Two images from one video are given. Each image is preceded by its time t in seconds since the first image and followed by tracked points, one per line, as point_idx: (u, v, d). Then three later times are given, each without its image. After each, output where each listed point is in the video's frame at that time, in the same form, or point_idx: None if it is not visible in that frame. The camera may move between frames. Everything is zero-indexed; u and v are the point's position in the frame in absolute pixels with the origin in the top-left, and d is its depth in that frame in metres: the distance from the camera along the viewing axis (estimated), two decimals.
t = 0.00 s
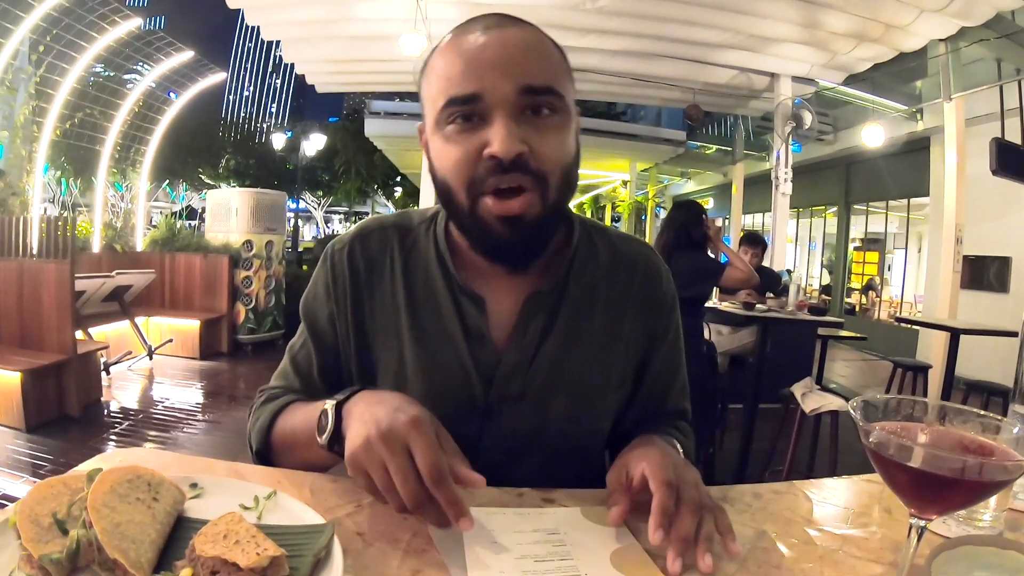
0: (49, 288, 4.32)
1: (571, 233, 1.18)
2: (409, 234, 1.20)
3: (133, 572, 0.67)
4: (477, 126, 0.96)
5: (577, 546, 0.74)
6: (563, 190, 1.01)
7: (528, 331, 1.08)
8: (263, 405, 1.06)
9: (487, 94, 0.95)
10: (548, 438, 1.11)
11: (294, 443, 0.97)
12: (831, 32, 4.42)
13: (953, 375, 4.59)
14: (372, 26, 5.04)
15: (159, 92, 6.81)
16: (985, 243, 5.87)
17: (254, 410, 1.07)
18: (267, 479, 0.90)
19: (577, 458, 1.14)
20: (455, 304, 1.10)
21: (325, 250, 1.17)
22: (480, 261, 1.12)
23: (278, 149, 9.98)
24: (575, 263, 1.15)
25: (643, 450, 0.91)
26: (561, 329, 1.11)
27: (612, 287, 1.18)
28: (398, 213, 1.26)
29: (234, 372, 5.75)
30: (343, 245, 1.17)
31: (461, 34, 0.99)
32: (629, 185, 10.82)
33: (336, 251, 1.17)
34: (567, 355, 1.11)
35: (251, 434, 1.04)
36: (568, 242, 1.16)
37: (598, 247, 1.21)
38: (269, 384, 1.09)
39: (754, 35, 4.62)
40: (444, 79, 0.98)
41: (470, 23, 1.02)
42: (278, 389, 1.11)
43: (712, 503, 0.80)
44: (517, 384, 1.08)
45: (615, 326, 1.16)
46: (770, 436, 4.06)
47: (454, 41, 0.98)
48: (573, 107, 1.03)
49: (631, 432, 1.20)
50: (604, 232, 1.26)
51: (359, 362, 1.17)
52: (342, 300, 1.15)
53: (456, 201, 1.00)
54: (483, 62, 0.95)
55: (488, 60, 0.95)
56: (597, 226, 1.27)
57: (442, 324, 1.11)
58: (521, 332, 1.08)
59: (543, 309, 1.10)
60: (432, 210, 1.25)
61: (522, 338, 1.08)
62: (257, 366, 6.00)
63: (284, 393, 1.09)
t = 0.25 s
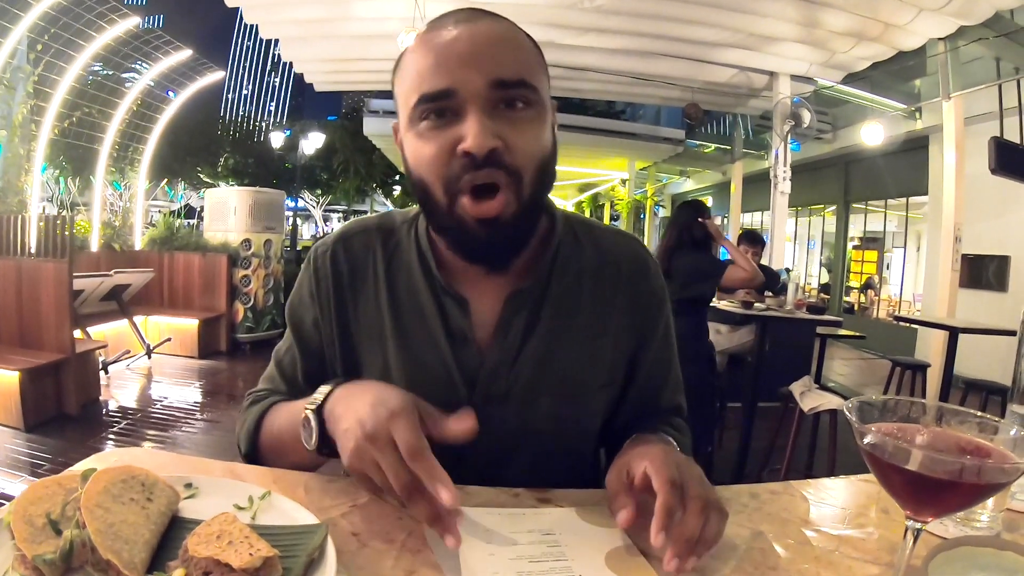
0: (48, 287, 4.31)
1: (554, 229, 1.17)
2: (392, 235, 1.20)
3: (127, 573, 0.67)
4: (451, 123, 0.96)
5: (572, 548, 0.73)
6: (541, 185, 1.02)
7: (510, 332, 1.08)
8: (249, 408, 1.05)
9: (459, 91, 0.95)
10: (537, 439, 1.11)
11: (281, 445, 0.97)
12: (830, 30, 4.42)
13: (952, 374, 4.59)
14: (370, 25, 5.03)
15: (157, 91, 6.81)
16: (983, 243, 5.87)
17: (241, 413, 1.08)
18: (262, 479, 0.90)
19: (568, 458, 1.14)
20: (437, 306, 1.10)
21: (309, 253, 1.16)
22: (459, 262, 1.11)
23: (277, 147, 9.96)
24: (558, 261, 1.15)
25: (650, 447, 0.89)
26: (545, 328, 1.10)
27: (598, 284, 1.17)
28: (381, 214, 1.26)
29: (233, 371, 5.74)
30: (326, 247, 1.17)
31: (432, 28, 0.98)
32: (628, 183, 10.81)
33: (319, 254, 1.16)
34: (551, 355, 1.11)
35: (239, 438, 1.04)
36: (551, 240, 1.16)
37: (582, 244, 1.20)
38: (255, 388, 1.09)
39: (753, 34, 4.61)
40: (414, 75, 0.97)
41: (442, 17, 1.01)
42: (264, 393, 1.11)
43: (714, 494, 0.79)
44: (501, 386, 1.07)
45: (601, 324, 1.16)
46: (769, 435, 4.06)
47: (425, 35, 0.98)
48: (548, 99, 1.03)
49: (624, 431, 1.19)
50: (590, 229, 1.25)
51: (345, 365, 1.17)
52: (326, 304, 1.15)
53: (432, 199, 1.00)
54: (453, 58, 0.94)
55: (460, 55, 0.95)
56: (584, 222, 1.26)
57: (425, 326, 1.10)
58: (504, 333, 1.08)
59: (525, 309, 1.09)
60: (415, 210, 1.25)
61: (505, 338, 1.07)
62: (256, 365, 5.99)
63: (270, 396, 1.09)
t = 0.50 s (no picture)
0: (40, 287, 4.27)
1: (536, 223, 1.16)
2: (371, 234, 1.18)
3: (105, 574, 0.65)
4: (429, 123, 0.95)
5: (557, 548, 0.72)
6: (520, 188, 1.01)
7: (490, 331, 1.07)
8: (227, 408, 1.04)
9: (439, 91, 0.93)
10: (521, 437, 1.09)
11: (259, 445, 0.96)
12: (824, 26, 4.40)
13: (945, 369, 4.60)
14: (363, 22, 5.00)
15: (150, 89, 6.69)
16: (976, 238, 5.89)
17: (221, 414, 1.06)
18: (244, 479, 0.88)
19: (553, 457, 1.12)
20: (416, 304, 1.08)
21: (289, 255, 1.15)
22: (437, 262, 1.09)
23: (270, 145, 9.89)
24: (539, 258, 1.14)
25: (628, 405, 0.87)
26: (524, 328, 1.09)
27: (579, 280, 1.16)
28: (361, 212, 1.24)
29: (226, 369, 5.71)
30: (304, 249, 1.15)
31: (416, 21, 0.96)
32: (622, 180, 10.80)
33: (299, 255, 1.15)
34: (531, 355, 1.09)
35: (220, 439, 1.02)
36: (533, 235, 1.15)
37: (564, 240, 1.19)
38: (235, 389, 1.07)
39: (747, 30, 4.60)
40: (394, 70, 0.95)
41: (427, 8, 0.99)
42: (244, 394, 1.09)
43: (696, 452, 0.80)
44: (481, 385, 1.06)
45: (584, 321, 1.15)
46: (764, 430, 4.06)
47: (408, 28, 0.95)
48: (532, 100, 1.01)
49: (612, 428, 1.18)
50: (572, 223, 1.24)
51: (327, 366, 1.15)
52: (306, 306, 1.13)
53: (405, 198, 1.00)
54: (434, 56, 0.92)
55: (441, 55, 0.93)
56: (566, 217, 1.25)
57: (404, 325, 1.09)
58: (484, 331, 1.07)
59: (505, 307, 1.08)
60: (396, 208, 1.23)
61: (485, 337, 1.06)
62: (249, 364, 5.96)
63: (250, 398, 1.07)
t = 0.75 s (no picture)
0: (36, 289, 4.26)
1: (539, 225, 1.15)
2: (373, 233, 1.17)
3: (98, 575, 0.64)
4: (445, 126, 0.94)
5: (553, 548, 0.72)
6: (531, 193, 1.01)
7: (490, 330, 1.06)
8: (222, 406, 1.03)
9: (457, 95, 0.92)
10: (519, 437, 1.09)
11: (252, 442, 0.96)
12: (820, 24, 4.41)
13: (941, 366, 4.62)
14: (360, 21, 4.98)
15: (146, 89, 6.69)
16: (973, 235, 5.90)
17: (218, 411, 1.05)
18: (239, 480, 0.88)
19: (552, 457, 1.12)
20: (417, 303, 1.08)
21: (290, 253, 1.14)
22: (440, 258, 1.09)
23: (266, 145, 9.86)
24: (541, 258, 1.14)
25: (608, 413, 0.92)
26: (524, 329, 1.09)
27: (579, 281, 1.16)
28: (363, 210, 1.23)
29: (223, 370, 5.70)
30: (304, 248, 1.14)
31: (438, 22, 0.95)
32: (619, 178, 10.80)
33: (300, 252, 1.14)
34: (530, 354, 1.10)
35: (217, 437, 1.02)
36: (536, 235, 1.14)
37: (565, 241, 1.19)
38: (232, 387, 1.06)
39: (743, 28, 4.60)
40: (413, 69, 0.94)
41: (448, 8, 0.97)
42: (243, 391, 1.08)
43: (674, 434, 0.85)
44: (481, 385, 1.06)
45: (583, 322, 1.15)
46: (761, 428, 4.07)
47: (429, 29, 0.94)
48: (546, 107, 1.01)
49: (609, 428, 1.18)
50: (572, 225, 1.23)
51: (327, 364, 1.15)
52: (306, 303, 1.12)
53: (416, 197, 0.99)
54: (456, 61, 0.92)
55: (462, 58, 0.92)
56: (566, 218, 1.25)
57: (405, 324, 1.09)
58: (484, 331, 1.06)
59: (506, 307, 1.08)
60: (398, 206, 1.22)
61: (485, 337, 1.06)
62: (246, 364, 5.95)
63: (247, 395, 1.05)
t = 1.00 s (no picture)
0: (36, 287, 4.26)
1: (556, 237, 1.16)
2: (397, 226, 1.17)
3: None
4: (491, 149, 0.91)
5: (555, 550, 0.72)
6: (560, 217, 1.00)
7: (505, 333, 1.07)
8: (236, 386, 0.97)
9: (506, 122, 0.89)
10: (527, 435, 1.09)
11: (263, 427, 0.90)
12: (821, 28, 4.42)
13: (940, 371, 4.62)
14: (362, 23, 4.99)
15: (147, 89, 6.71)
16: (973, 240, 5.91)
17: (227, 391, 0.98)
18: (244, 481, 0.88)
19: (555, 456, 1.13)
20: (437, 299, 1.09)
21: (313, 236, 1.13)
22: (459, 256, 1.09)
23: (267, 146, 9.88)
24: (556, 268, 1.14)
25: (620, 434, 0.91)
26: (539, 331, 1.09)
27: (593, 288, 1.17)
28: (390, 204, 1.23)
29: (223, 370, 5.70)
30: (330, 233, 1.14)
31: (495, 41, 0.90)
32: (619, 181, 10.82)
33: (324, 237, 1.14)
34: (544, 354, 1.10)
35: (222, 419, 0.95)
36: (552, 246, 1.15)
37: (580, 250, 1.20)
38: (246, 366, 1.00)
39: (743, 32, 4.61)
40: (466, 86, 0.90)
41: (506, 22, 0.93)
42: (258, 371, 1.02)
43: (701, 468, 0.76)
44: (493, 382, 1.06)
45: (595, 328, 1.16)
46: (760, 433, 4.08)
47: (484, 46, 0.90)
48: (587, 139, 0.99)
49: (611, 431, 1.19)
50: (586, 234, 1.24)
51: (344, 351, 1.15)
52: (327, 287, 1.11)
53: (447, 208, 0.98)
54: (509, 87, 0.88)
55: (517, 84, 0.89)
56: (581, 226, 1.26)
57: (423, 319, 1.09)
58: (501, 330, 1.07)
59: (522, 310, 1.08)
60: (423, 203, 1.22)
61: (500, 336, 1.06)
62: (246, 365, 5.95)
63: (261, 376, 1.00)
